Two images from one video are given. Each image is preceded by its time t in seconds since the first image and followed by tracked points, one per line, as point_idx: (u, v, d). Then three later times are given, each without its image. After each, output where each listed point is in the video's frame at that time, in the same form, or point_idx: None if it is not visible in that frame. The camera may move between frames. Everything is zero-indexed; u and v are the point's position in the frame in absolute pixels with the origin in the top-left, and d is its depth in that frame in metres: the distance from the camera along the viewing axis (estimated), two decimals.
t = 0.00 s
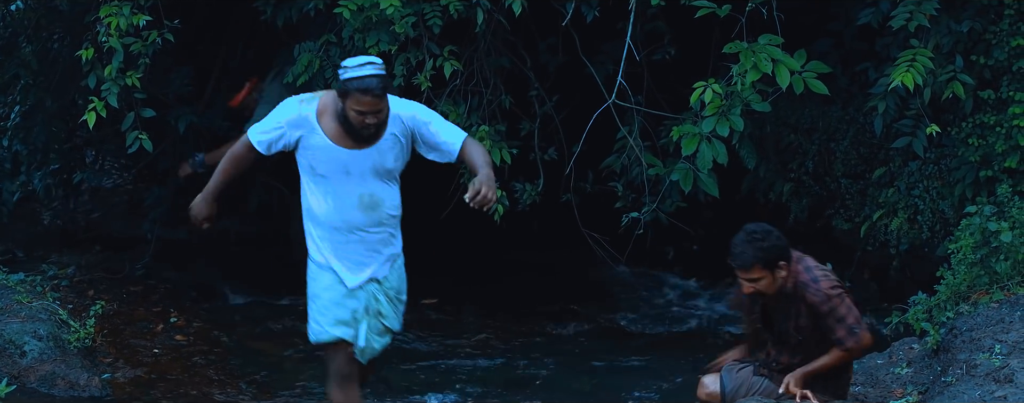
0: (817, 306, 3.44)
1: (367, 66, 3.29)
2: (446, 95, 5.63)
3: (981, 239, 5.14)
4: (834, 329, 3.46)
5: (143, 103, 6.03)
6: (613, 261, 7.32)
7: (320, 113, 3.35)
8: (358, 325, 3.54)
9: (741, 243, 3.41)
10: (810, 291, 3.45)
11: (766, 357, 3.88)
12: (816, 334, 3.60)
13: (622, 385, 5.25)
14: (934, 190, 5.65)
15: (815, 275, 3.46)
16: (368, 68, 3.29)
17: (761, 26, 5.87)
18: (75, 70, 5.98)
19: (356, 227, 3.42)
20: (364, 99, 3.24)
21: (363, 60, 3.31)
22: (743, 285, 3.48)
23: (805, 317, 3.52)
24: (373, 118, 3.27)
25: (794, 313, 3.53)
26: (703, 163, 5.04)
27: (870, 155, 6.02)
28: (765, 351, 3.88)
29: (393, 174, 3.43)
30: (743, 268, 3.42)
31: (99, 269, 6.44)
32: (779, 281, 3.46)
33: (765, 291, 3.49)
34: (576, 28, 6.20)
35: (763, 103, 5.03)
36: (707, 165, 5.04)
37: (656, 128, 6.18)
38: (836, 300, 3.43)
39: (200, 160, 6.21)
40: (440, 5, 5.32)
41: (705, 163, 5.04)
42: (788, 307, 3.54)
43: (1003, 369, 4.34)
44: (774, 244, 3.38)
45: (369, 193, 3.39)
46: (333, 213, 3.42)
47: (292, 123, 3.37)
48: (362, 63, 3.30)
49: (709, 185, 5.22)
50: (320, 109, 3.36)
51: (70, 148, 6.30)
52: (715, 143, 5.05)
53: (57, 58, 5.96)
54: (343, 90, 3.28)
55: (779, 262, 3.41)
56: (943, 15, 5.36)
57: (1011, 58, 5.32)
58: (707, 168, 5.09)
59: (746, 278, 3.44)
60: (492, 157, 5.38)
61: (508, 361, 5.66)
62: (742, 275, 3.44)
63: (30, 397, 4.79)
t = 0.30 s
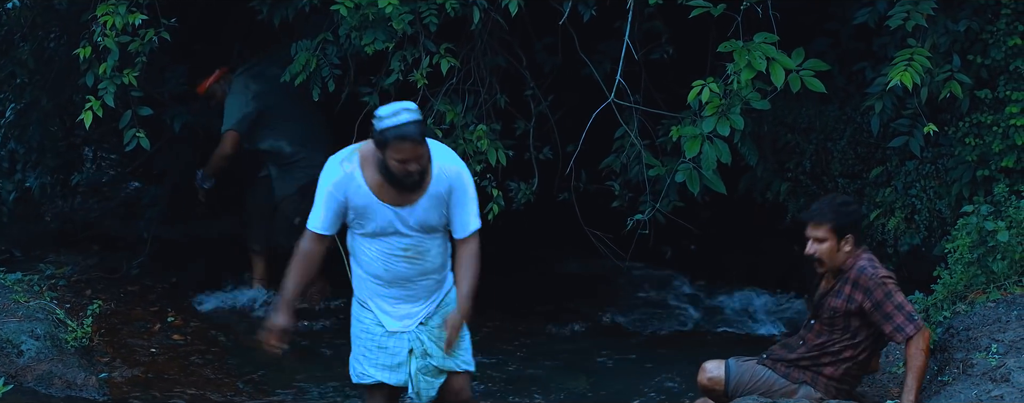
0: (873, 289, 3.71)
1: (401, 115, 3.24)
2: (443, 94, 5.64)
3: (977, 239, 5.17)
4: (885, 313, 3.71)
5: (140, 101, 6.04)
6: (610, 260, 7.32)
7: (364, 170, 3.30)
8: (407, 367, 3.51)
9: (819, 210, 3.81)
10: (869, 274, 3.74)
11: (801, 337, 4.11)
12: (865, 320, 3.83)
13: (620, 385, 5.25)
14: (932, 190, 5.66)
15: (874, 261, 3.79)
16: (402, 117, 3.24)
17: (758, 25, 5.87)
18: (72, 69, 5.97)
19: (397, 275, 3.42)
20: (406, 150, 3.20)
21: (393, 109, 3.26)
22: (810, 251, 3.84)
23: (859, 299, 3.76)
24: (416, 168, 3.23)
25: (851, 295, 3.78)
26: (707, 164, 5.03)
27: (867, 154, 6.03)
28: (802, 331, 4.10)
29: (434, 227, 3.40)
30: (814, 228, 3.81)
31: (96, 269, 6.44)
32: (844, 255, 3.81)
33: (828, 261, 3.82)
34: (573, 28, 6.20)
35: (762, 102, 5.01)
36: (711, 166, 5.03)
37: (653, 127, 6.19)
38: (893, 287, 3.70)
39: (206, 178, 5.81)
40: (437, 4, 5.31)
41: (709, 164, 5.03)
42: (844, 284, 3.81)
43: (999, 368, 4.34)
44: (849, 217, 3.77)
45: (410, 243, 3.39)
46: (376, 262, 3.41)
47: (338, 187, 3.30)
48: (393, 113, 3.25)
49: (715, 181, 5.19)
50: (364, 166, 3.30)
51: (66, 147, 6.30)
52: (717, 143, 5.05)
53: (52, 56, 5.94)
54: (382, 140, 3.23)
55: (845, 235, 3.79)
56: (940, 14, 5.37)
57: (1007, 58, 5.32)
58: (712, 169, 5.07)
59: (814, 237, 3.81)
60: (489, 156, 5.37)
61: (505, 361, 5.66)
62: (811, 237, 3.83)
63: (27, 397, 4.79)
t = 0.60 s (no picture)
0: (897, 297, 3.84)
1: (516, 210, 2.95)
2: (442, 94, 5.64)
3: (975, 239, 5.19)
4: (902, 324, 3.83)
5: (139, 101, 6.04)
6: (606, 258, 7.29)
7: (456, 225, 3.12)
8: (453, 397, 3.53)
9: (877, 212, 4.02)
10: (897, 282, 3.88)
11: (816, 337, 4.25)
12: (882, 329, 3.97)
13: (617, 385, 5.25)
14: (929, 190, 5.66)
15: (908, 275, 3.92)
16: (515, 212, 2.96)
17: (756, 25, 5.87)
18: (72, 69, 5.97)
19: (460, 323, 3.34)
20: (503, 242, 2.98)
21: (511, 200, 2.96)
22: (854, 244, 4.03)
23: (882, 303, 3.91)
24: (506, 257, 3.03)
25: (876, 299, 3.93)
26: (702, 163, 5.05)
27: (865, 154, 6.04)
28: (819, 331, 4.25)
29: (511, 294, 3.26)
30: (867, 223, 4.01)
31: (95, 268, 6.45)
32: (883, 261, 3.97)
33: (866, 259, 4.00)
34: (571, 27, 6.19)
35: (759, 102, 5.03)
36: (706, 165, 5.04)
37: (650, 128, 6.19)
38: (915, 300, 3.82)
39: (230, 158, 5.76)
40: (435, 4, 5.32)
41: (704, 163, 5.06)
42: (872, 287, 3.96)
43: (997, 368, 4.33)
44: (901, 228, 3.95)
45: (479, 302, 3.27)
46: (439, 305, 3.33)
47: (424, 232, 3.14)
48: (507, 205, 2.95)
49: (708, 184, 5.20)
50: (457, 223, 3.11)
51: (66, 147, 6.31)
52: (713, 143, 5.06)
53: (53, 56, 5.94)
54: (488, 227, 2.98)
55: (892, 242, 3.95)
56: (937, 14, 5.36)
57: (1005, 58, 5.32)
58: (706, 168, 5.10)
59: (864, 232, 4.01)
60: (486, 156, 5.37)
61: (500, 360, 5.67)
62: (862, 233, 4.02)
63: (25, 397, 4.79)
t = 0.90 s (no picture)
0: (922, 307, 3.94)
1: (605, 307, 2.89)
2: (442, 94, 5.64)
3: (973, 238, 5.19)
4: (924, 333, 3.92)
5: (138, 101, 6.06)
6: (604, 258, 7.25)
7: (544, 294, 3.07)
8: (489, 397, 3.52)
9: (908, 229, 4.10)
10: (925, 293, 3.97)
11: (831, 337, 4.35)
12: (901, 336, 4.07)
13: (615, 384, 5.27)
14: (928, 190, 5.68)
15: (937, 290, 4.00)
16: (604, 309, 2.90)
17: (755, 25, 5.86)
18: (72, 69, 5.99)
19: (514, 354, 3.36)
20: (587, 335, 2.94)
21: (602, 295, 2.90)
22: (882, 262, 4.12)
23: (906, 311, 4.01)
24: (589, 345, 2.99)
25: (902, 307, 4.03)
26: (698, 161, 5.05)
27: (863, 154, 6.05)
28: (835, 332, 4.35)
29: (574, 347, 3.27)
30: (897, 240, 4.09)
31: (94, 268, 6.46)
32: (910, 279, 4.06)
33: (893, 274, 4.08)
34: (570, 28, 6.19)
35: (757, 101, 5.05)
36: (703, 164, 5.05)
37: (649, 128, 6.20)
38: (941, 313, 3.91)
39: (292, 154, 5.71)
40: (435, 4, 5.32)
41: (699, 160, 5.05)
42: (897, 297, 4.07)
43: (995, 367, 4.33)
44: (931, 245, 4.03)
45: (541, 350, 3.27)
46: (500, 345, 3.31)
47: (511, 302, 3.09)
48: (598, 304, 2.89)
49: (706, 182, 5.23)
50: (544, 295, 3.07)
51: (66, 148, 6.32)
52: (710, 142, 5.07)
53: (54, 57, 5.91)
54: (573, 313, 2.93)
55: (921, 263, 4.04)
56: (936, 14, 5.36)
57: (1003, 58, 5.33)
58: (703, 166, 5.11)
59: (893, 249, 4.10)
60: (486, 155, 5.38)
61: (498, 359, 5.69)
62: (890, 251, 4.10)
63: (24, 396, 4.80)
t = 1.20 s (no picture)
0: (936, 312, 3.97)
1: (631, 371, 2.90)
2: (440, 93, 5.64)
3: (973, 238, 5.20)
4: (934, 337, 3.94)
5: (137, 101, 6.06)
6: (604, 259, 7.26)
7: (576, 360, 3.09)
8: None
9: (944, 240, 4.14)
10: (942, 299, 4.00)
11: (842, 333, 4.34)
12: (912, 339, 4.08)
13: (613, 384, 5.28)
14: (927, 189, 5.68)
15: (955, 299, 4.03)
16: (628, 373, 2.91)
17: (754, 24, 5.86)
18: (72, 69, 5.98)
19: None
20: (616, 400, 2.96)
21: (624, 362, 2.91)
22: (910, 264, 4.17)
23: (920, 314, 4.03)
24: None
25: (917, 309, 4.06)
26: (704, 163, 5.04)
27: (862, 153, 6.05)
28: (848, 328, 4.34)
29: None
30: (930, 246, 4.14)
31: (93, 267, 6.45)
32: (931, 287, 4.10)
33: (916, 278, 4.14)
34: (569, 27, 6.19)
35: (755, 100, 5.06)
36: (707, 165, 5.05)
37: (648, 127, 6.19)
38: (953, 319, 3.93)
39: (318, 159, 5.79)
40: (434, 4, 5.32)
41: (704, 162, 5.05)
42: (913, 300, 4.10)
43: (994, 366, 4.33)
44: (962, 259, 4.06)
45: None
46: None
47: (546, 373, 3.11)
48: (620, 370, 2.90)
49: (709, 181, 5.22)
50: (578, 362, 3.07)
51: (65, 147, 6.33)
52: (713, 143, 5.06)
53: (54, 57, 5.94)
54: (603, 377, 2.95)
55: (944, 274, 4.08)
56: (935, 13, 5.35)
57: (1002, 57, 5.33)
58: (707, 167, 5.10)
59: (923, 253, 4.15)
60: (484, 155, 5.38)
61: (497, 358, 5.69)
62: (921, 256, 4.15)
63: (24, 396, 4.80)
